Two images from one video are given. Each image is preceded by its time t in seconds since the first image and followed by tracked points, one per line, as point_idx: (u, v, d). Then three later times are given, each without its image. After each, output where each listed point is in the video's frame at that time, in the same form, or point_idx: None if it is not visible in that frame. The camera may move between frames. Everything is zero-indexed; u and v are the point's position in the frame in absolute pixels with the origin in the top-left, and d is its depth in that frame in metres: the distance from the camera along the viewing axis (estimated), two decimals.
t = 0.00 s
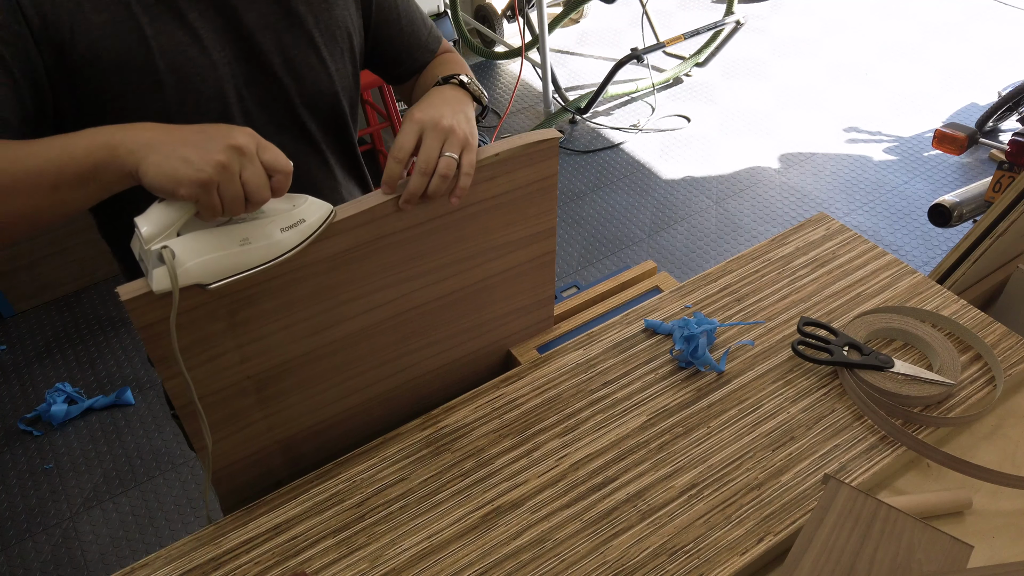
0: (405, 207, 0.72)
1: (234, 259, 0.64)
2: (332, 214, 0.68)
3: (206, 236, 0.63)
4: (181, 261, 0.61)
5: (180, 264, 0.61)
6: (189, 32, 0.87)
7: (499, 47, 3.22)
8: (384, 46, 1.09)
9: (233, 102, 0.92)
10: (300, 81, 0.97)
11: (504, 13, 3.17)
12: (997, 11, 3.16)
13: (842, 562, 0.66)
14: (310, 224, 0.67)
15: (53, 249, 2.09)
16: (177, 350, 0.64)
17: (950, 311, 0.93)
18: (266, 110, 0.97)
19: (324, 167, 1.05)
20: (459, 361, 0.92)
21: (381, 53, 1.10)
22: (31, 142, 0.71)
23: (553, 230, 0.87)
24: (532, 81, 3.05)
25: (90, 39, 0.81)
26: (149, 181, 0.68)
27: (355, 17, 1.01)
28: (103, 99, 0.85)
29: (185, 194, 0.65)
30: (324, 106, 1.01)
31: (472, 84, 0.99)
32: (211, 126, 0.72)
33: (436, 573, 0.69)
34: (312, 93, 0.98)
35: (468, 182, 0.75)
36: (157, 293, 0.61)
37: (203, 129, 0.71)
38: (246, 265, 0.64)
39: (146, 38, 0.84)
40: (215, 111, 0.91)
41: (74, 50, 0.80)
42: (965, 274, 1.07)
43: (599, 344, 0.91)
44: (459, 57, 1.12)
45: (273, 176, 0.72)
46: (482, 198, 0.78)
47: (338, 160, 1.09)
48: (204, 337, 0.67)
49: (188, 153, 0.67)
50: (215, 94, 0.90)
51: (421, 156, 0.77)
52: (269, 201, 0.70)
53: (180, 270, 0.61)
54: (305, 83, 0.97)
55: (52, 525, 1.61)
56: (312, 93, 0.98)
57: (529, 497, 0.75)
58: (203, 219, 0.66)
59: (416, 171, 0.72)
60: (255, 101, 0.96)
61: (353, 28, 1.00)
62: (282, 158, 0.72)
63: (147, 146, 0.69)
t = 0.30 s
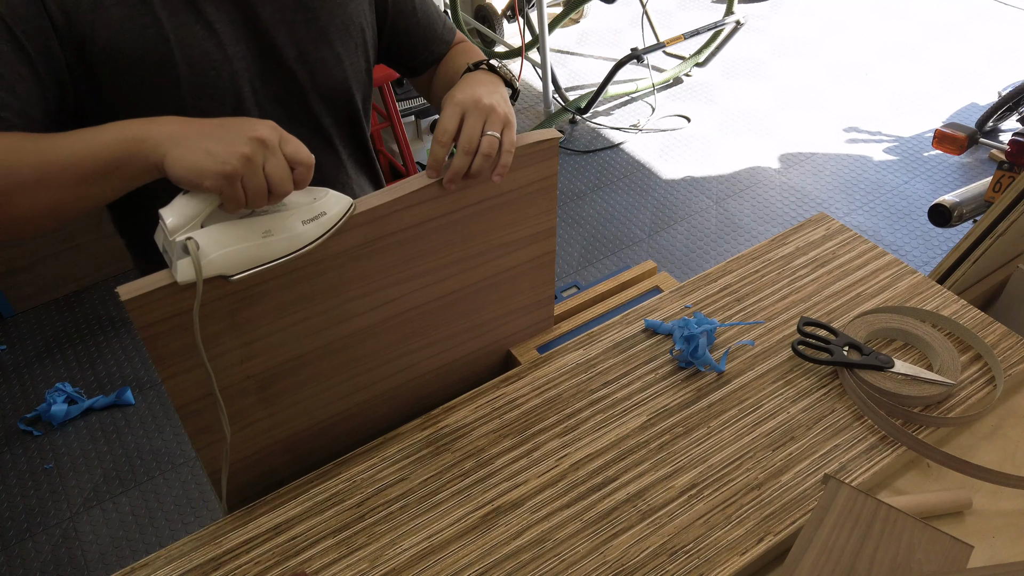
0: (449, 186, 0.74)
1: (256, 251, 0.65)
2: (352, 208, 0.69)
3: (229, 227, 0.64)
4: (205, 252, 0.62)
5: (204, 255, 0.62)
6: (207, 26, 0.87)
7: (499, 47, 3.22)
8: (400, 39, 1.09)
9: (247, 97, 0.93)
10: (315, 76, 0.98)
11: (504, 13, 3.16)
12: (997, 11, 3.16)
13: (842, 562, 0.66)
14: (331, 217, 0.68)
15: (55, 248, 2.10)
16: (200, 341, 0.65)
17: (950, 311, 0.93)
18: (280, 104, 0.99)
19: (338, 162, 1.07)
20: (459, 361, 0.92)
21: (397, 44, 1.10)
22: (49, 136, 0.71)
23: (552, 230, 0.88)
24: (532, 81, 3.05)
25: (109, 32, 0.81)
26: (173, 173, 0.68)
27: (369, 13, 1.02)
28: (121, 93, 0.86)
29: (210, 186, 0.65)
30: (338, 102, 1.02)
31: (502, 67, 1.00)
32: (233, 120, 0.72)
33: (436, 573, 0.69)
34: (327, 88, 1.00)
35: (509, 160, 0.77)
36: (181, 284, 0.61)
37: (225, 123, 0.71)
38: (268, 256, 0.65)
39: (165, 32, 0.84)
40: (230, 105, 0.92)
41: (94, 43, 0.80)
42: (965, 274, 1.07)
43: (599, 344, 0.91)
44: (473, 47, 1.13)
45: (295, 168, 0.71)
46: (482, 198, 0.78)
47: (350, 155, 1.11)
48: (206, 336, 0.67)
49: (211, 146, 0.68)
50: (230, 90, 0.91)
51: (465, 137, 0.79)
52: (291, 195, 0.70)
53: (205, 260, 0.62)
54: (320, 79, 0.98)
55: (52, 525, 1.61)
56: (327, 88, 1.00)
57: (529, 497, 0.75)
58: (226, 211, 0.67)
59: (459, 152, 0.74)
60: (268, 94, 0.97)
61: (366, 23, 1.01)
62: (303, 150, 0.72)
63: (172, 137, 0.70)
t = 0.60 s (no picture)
0: (454, 185, 0.74)
1: (283, 241, 0.66)
2: (377, 199, 0.70)
3: (257, 218, 0.65)
4: (234, 243, 0.63)
5: (234, 245, 0.63)
6: (227, 21, 0.89)
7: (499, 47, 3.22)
8: (413, 36, 1.10)
9: (265, 90, 0.94)
10: (331, 69, 0.98)
11: (504, 13, 3.16)
12: (997, 11, 3.16)
13: (842, 562, 0.66)
14: (356, 208, 0.69)
15: (56, 248, 2.10)
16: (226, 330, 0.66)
17: (950, 311, 0.93)
18: (298, 98, 1.00)
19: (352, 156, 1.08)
20: (459, 361, 0.92)
21: (409, 42, 1.11)
22: (73, 129, 0.72)
23: (552, 230, 0.88)
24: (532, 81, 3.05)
25: (133, 25, 0.82)
26: (205, 163, 0.71)
27: (383, 8, 1.03)
28: (141, 88, 0.87)
29: (241, 176, 0.68)
30: (353, 96, 1.03)
31: (511, 68, 1.01)
32: (263, 111, 0.74)
33: (435, 573, 0.69)
34: (343, 82, 1.00)
35: (512, 162, 0.77)
36: (211, 273, 0.63)
37: (255, 114, 0.74)
38: (295, 247, 0.67)
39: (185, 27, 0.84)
40: (249, 98, 0.93)
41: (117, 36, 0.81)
42: (964, 274, 1.07)
43: (599, 344, 0.91)
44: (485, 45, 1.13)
45: (323, 159, 0.75)
46: (482, 198, 0.78)
47: (364, 151, 1.11)
48: (207, 335, 0.67)
49: (242, 137, 0.70)
50: (249, 83, 0.92)
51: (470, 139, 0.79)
52: (317, 184, 0.72)
53: (234, 251, 0.63)
54: (337, 74, 0.99)
55: (52, 525, 1.61)
56: (344, 82, 1.00)
57: (529, 497, 0.75)
58: (256, 201, 0.69)
59: (465, 151, 0.75)
60: (286, 90, 0.98)
61: (381, 19, 1.01)
62: (331, 142, 0.75)
63: (204, 128, 0.72)
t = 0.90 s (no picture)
0: (461, 184, 0.75)
1: (303, 232, 0.66)
2: (394, 192, 0.71)
3: (278, 210, 0.66)
4: (254, 233, 0.64)
5: (254, 236, 0.64)
6: (247, 15, 0.89)
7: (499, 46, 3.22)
8: (429, 36, 1.10)
9: (282, 83, 0.94)
10: (348, 64, 0.99)
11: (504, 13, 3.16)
12: (997, 11, 3.16)
13: (842, 562, 0.66)
14: (374, 201, 0.70)
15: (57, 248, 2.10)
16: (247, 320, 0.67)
17: (950, 310, 0.93)
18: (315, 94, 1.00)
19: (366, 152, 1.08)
20: (459, 360, 0.92)
21: (423, 41, 1.11)
22: (95, 121, 0.73)
23: (552, 230, 0.88)
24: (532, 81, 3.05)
25: (153, 18, 0.82)
26: (225, 155, 0.72)
27: (400, 7, 1.03)
28: (160, 81, 0.87)
29: (262, 167, 0.69)
30: (369, 92, 1.03)
31: (521, 68, 1.01)
32: (284, 105, 0.76)
33: (435, 573, 0.69)
34: (359, 78, 1.01)
35: (518, 164, 0.78)
36: (231, 263, 0.64)
37: (276, 108, 0.75)
38: (315, 238, 0.67)
39: (201, 23, 0.85)
40: (265, 91, 0.94)
41: (137, 29, 0.82)
42: (964, 274, 1.07)
43: (599, 344, 0.91)
44: (499, 46, 1.13)
45: (343, 152, 0.76)
46: (482, 198, 0.78)
47: (377, 148, 1.12)
48: (205, 336, 0.67)
49: (264, 130, 0.72)
50: (266, 76, 0.93)
51: (478, 138, 0.80)
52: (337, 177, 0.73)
53: (254, 241, 0.64)
54: (354, 69, 1.00)
55: (52, 525, 1.61)
56: (360, 77, 1.01)
57: (529, 497, 0.75)
58: (276, 192, 0.70)
59: (474, 151, 0.75)
60: (303, 85, 0.98)
61: (398, 17, 1.02)
62: (351, 135, 0.76)
63: (227, 121, 0.73)
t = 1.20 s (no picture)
0: (468, 181, 0.75)
1: (322, 226, 0.67)
2: (411, 187, 0.72)
3: (298, 203, 0.67)
4: (275, 227, 0.64)
5: (274, 230, 0.64)
6: (263, 10, 0.89)
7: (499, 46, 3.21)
8: (440, 35, 1.10)
9: (298, 79, 0.94)
10: (361, 62, 0.99)
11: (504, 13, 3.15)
12: (997, 11, 3.16)
13: (842, 562, 0.66)
14: (392, 196, 0.71)
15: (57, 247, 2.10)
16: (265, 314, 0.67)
17: (950, 311, 0.93)
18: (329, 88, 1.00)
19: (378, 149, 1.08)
20: (458, 361, 0.92)
21: (435, 41, 1.11)
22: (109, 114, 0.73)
23: (551, 230, 0.88)
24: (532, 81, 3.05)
25: (171, 12, 0.82)
26: (248, 149, 0.72)
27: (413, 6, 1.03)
28: (175, 76, 0.87)
29: (283, 162, 0.69)
30: (381, 89, 1.04)
31: (529, 70, 1.02)
32: (305, 99, 0.76)
33: (436, 573, 0.69)
34: (373, 75, 1.01)
35: (523, 162, 0.79)
36: (251, 256, 0.64)
37: (298, 102, 0.75)
38: (334, 232, 0.68)
39: (215, 19, 0.85)
40: (280, 86, 0.93)
41: (155, 23, 0.82)
42: (964, 275, 1.07)
43: (599, 344, 0.91)
44: (509, 47, 1.13)
45: (363, 147, 0.76)
46: (482, 198, 0.78)
47: (388, 145, 1.12)
48: (206, 336, 0.67)
49: (285, 124, 0.72)
50: (282, 71, 0.92)
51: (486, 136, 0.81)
52: (355, 172, 0.73)
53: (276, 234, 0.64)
54: (367, 66, 1.00)
55: (52, 524, 1.61)
56: (374, 74, 1.01)
57: (530, 497, 0.75)
58: (297, 186, 0.70)
59: (481, 148, 0.76)
60: (316, 80, 0.98)
61: (411, 15, 1.02)
62: (371, 130, 0.76)
63: (248, 115, 0.73)
